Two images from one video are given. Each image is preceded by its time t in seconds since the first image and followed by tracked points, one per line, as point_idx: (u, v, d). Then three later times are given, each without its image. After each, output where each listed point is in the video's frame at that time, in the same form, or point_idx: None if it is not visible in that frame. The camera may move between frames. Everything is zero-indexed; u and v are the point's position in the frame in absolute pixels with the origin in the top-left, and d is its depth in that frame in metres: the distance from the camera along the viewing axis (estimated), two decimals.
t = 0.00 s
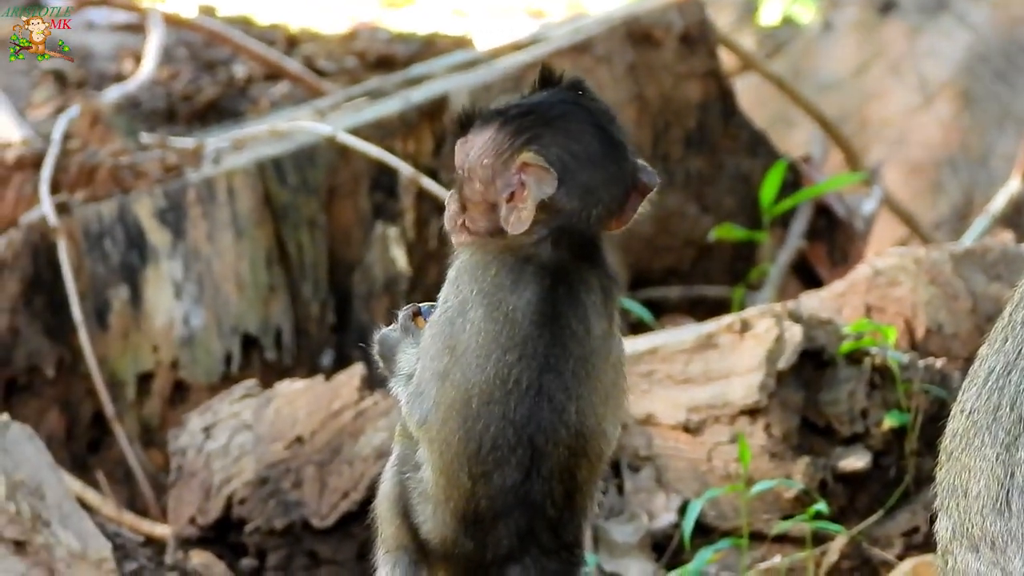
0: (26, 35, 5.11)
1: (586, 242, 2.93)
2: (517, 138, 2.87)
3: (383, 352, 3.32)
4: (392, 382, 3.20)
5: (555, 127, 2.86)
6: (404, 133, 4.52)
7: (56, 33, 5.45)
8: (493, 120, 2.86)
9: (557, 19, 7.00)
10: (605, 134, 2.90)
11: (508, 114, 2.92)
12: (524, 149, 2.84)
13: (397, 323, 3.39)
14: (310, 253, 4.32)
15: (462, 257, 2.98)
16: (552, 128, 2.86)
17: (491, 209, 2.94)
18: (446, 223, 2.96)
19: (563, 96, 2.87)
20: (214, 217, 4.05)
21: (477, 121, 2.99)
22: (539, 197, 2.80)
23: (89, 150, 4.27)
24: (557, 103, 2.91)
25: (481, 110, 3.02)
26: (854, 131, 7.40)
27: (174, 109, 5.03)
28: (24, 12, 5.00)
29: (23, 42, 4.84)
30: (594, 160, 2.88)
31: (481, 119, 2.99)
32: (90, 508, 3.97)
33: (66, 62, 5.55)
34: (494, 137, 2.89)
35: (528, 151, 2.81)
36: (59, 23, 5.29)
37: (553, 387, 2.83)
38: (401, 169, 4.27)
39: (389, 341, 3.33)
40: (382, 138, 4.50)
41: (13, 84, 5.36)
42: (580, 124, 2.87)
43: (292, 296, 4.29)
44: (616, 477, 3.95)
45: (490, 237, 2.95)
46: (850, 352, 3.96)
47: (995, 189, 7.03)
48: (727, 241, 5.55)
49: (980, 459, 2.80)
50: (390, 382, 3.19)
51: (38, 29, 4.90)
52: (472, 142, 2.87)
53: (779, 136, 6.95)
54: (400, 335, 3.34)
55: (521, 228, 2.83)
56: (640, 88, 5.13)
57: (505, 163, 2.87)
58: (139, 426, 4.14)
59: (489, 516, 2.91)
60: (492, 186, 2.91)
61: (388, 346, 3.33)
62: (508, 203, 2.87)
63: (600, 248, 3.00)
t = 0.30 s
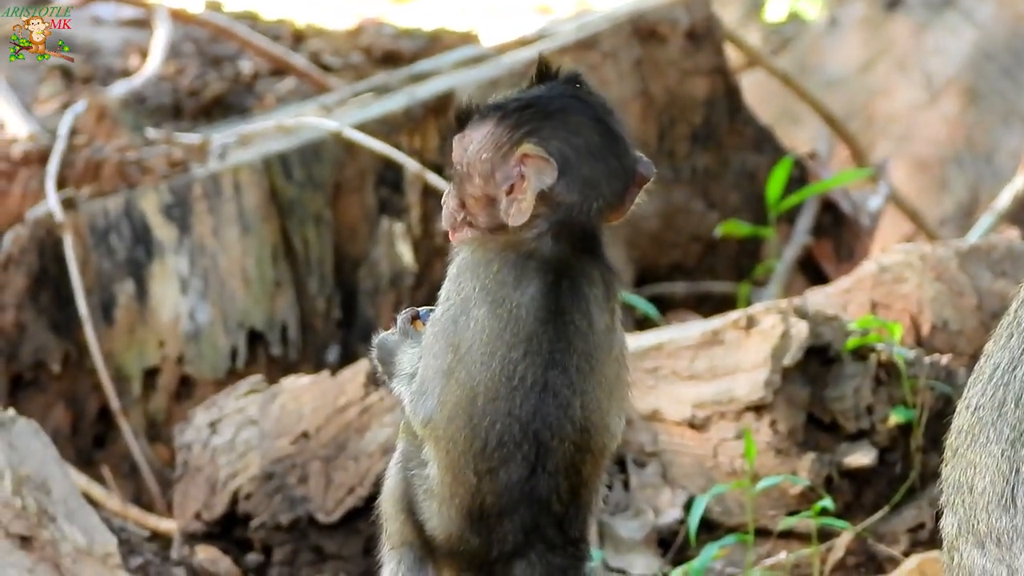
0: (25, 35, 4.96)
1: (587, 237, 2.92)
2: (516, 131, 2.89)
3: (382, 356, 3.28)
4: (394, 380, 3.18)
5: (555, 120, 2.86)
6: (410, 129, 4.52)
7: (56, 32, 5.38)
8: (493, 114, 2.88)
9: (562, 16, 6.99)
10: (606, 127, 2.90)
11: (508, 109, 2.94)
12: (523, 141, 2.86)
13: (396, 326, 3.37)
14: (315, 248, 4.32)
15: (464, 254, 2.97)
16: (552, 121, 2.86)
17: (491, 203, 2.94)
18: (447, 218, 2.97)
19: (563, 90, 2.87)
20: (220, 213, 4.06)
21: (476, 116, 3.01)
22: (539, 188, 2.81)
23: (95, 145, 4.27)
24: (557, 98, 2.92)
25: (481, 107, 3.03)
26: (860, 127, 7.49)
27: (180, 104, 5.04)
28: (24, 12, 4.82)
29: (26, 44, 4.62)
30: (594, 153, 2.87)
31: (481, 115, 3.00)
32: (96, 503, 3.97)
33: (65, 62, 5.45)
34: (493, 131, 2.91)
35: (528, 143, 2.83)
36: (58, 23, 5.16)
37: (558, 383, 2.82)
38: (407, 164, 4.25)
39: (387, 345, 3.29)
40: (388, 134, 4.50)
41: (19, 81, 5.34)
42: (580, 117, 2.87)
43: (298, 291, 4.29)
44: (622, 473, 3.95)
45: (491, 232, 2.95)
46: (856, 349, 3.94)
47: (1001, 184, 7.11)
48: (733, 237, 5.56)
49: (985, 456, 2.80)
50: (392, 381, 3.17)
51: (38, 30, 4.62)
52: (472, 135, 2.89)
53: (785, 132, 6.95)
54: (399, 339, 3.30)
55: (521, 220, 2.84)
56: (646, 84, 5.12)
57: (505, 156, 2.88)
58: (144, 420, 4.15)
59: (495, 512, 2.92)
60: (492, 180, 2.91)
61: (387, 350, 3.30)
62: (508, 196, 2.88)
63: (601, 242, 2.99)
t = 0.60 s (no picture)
0: (26, 35, 4.89)
1: (591, 233, 2.92)
2: (520, 129, 2.89)
3: (382, 356, 3.27)
4: (398, 380, 3.16)
5: (558, 117, 2.87)
6: (420, 127, 4.53)
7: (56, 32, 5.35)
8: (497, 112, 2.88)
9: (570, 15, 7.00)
10: (609, 123, 2.90)
11: (510, 107, 2.94)
12: (528, 139, 2.86)
13: (396, 327, 3.36)
14: (325, 246, 4.32)
15: (468, 252, 2.95)
16: (556, 118, 2.87)
17: (494, 201, 2.94)
18: (449, 216, 2.96)
19: (566, 87, 2.88)
20: (229, 211, 4.06)
21: (476, 114, 3.00)
22: (546, 186, 2.81)
23: (105, 144, 4.28)
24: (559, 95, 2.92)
25: (481, 104, 3.03)
26: (869, 125, 7.50)
27: (190, 101, 5.00)
28: (24, 12, 4.76)
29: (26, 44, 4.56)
30: (597, 149, 2.88)
31: (482, 113, 3.00)
32: (106, 501, 3.95)
33: (66, 62, 5.39)
34: (497, 129, 2.91)
35: (534, 141, 2.84)
36: (58, 22, 5.10)
37: (567, 378, 2.83)
38: (416, 162, 4.24)
39: (387, 347, 3.28)
40: (397, 132, 4.49)
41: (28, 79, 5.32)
42: (582, 113, 2.88)
43: (307, 289, 4.29)
44: (632, 470, 3.95)
45: (495, 229, 2.94)
46: (866, 347, 3.93)
47: (1011, 182, 7.05)
48: (743, 236, 5.56)
49: (995, 453, 2.80)
50: (395, 381, 3.15)
51: (38, 29, 4.68)
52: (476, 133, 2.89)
53: (794, 130, 6.95)
54: (399, 340, 3.30)
55: (528, 218, 2.83)
56: (656, 81, 5.12)
57: (510, 154, 2.88)
58: (154, 418, 4.13)
59: (505, 509, 2.91)
60: (496, 177, 2.91)
61: (387, 353, 3.27)
62: (514, 194, 2.87)
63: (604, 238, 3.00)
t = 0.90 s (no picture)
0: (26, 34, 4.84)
1: (602, 236, 2.94)
2: (535, 132, 2.89)
3: (390, 358, 3.24)
4: (406, 381, 3.14)
5: (575, 119, 2.88)
6: (430, 126, 4.50)
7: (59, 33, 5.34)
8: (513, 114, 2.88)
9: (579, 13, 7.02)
10: (624, 125, 2.91)
11: (524, 109, 2.93)
12: (545, 143, 2.87)
13: (404, 328, 3.33)
14: (335, 246, 4.32)
15: (481, 253, 2.95)
16: (572, 121, 2.87)
17: (509, 203, 2.94)
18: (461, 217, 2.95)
19: (582, 89, 2.88)
20: (240, 211, 4.06)
21: (488, 116, 2.99)
22: (565, 189, 2.82)
23: (115, 144, 4.28)
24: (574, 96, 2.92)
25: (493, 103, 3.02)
26: (881, 124, 7.52)
27: (200, 101, 4.99)
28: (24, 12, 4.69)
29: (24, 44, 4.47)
30: (613, 151, 2.88)
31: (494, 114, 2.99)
32: (117, 501, 3.95)
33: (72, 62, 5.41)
34: (512, 132, 2.91)
35: (551, 144, 2.84)
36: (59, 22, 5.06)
37: (581, 379, 2.83)
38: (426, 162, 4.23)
39: (395, 347, 3.24)
40: (408, 131, 4.49)
41: (39, 80, 5.33)
42: (598, 116, 2.88)
43: (318, 289, 4.30)
44: (643, 469, 3.98)
45: (509, 231, 2.94)
46: (876, 344, 3.94)
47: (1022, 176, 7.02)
48: (754, 232, 5.54)
49: (1004, 449, 2.81)
50: (405, 381, 3.14)
51: (37, 29, 4.55)
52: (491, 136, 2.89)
53: (804, 128, 6.97)
54: (407, 340, 3.26)
55: (547, 221, 2.84)
56: (665, 80, 5.11)
57: (526, 157, 2.89)
58: (165, 419, 4.13)
59: (516, 509, 2.91)
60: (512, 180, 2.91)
61: (394, 356, 3.23)
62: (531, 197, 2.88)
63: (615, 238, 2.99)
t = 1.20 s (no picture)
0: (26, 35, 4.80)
1: (609, 234, 2.94)
2: (546, 132, 2.91)
3: (394, 356, 3.22)
4: (411, 379, 3.13)
5: (586, 119, 2.90)
6: (431, 125, 4.51)
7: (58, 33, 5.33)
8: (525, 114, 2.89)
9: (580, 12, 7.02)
10: (634, 126, 2.94)
11: (535, 108, 2.94)
12: (557, 143, 2.89)
13: (409, 326, 3.30)
14: (337, 245, 4.31)
15: (487, 251, 2.95)
16: (585, 121, 2.90)
17: (517, 203, 2.94)
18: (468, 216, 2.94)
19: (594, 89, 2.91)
20: (242, 210, 4.07)
21: (494, 115, 3.00)
22: (579, 189, 2.87)
23: (117, 144, 4.28)
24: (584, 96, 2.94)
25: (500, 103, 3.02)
26: (883, 122, 7.46)
27: (202, 101, 4.98)
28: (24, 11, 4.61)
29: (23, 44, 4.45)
30: (624, 151, 2.91)
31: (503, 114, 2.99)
32: (117, 500, 3.95)
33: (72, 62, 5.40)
34: (523, 132, 2.92)
35: (565, 145, 2.87)
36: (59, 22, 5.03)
37: (586, 378, 2.84)
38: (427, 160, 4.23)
39: (400, 346, 3.22)
40: (410, 131, 4.49)
41: (41, 80, 5.33)
42: (609, 116, 2.91)
43: (320, 288, 4.29)
44: (644, 467, 3.97)
45: (517, 230, 2.94)
46: (878, 342, 3.95)
47: None
48: (756, 230, 5.52)
49: (1004, 443, 2.82)
50: (410, 379, 3.13)
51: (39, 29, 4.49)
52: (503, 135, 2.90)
53: (807, 126, 6.97)
54: (412, 339, 3.25)
55: (560, 220, 2.87)
56: (667, 78, 5.12)
57: (538, 157, 2.91)
58: (167, 418, 4.13)
59: (519, 508, 2.91)
60: (523, 180, 2.92)
61: (399, 355, 3.21)
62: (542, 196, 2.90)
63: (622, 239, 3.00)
